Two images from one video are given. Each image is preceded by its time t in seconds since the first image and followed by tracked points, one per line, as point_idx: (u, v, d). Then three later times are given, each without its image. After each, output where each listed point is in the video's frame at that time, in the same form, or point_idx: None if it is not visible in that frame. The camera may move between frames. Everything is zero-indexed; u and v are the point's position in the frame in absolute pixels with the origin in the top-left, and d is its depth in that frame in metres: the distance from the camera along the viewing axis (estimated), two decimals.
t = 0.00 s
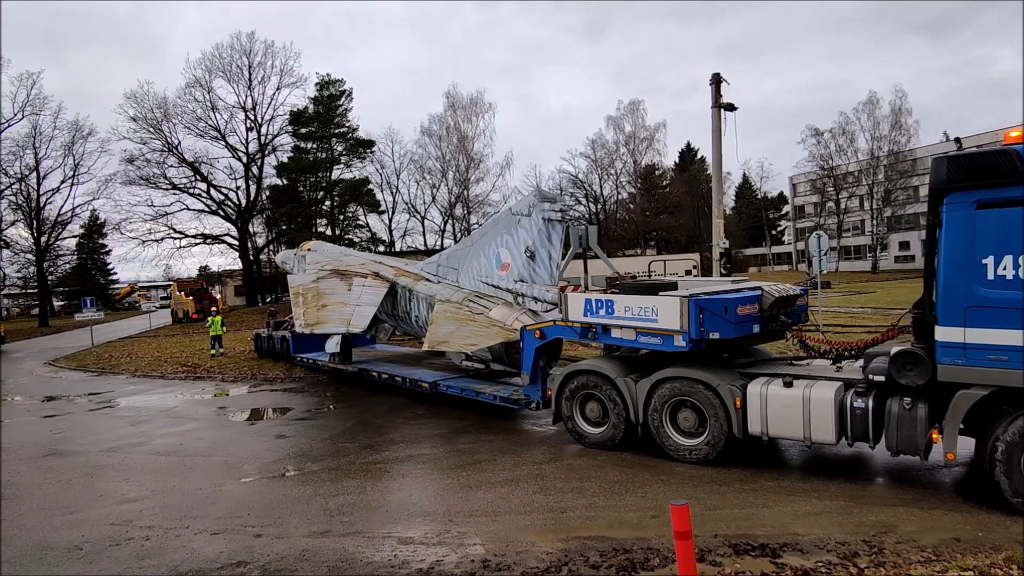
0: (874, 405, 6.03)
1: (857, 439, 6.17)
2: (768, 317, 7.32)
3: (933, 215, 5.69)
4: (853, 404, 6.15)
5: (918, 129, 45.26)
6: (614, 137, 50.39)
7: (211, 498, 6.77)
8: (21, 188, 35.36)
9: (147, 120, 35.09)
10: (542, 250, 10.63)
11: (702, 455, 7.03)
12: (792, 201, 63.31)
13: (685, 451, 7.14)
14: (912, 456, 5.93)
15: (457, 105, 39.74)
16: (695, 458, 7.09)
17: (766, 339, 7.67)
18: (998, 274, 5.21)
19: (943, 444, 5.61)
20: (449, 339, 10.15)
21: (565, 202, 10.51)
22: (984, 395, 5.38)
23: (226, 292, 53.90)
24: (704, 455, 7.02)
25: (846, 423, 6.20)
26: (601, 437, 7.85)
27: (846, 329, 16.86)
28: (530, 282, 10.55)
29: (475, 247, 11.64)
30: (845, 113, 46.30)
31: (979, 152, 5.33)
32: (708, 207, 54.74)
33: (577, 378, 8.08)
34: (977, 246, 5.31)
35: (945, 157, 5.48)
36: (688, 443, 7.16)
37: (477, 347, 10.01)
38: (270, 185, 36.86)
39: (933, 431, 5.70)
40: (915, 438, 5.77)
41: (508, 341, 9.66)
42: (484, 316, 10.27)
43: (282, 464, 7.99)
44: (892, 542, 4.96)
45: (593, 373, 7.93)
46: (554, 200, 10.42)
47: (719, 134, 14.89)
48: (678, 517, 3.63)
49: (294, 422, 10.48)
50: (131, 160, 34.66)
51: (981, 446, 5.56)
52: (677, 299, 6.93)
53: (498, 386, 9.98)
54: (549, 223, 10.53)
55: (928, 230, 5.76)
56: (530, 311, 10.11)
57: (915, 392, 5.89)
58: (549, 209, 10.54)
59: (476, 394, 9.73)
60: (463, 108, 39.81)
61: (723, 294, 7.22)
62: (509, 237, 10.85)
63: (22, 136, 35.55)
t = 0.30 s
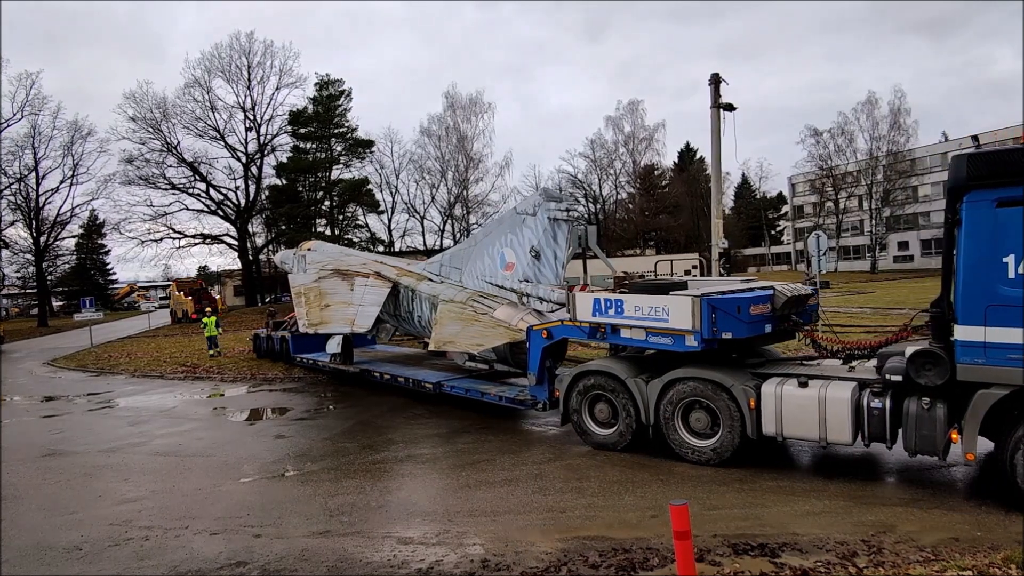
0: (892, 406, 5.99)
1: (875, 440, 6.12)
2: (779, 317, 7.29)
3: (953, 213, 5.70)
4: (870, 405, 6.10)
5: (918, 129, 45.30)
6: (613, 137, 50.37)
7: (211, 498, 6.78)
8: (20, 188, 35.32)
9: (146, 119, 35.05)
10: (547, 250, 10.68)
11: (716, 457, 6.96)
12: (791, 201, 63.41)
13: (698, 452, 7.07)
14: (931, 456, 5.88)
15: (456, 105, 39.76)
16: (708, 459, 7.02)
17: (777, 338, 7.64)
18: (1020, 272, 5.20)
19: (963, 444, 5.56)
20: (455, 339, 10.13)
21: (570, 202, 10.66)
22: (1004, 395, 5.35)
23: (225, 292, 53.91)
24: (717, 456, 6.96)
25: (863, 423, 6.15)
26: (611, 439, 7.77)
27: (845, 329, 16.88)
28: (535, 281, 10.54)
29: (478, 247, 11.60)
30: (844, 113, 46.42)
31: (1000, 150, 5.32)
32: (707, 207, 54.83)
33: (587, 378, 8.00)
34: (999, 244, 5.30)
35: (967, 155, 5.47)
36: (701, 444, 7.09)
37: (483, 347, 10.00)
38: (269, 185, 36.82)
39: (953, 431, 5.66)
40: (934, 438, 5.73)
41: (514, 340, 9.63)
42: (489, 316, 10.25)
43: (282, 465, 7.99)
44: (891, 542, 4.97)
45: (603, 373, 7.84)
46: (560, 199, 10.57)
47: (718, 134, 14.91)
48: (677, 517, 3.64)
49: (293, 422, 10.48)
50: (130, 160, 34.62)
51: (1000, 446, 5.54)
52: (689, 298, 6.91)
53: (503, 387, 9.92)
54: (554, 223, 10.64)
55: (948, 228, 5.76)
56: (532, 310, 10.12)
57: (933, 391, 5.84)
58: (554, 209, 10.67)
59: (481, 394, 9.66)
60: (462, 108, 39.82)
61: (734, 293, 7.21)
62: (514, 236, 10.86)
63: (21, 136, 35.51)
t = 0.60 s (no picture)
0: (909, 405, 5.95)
1: (893, 440, 6.09)
2: (791, 317, 7.25)
3: (972, 212, 5.66)
4: (886, 405, 6.06)
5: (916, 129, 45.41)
6: (613, 138, 50.34)
7: (210, 498, 6.78)
8: (19, 188, 35.26)
9: (145, 120, 35.00)
10: (551, 249, 10.70)
11: (731, 457, 6.89)
12: (790, 200, 63.41)
13: (713, 453, 7.01)
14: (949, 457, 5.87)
15: (455, 105, 39.75)
16: (723, 461, 6.96)
17: (788, 339, 7.59)
18: None
19: (983, 444, 5.54)
20: (460, 340, 10.08)
21: (576, 200, 10.61)
22: None
23: (224, 292, 53.92)
24: (732, 458, 6.90)
25: (880, 423, 6.12)
26: (622, 441, 7.66)
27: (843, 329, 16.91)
28: (540, 281, 10.56)
29: (482, 246, 11.61)
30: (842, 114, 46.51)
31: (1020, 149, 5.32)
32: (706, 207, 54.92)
33: (597, 380, 7.89)
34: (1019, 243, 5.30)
35: (985, 153, 5.47)
36: (714, 446, 7.02)
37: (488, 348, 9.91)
38: (268, 185, 36.78)
39: (972, 431, 5.63)
40: (952, 438, 5.71)
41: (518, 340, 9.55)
42: (493, 316, 10.19)
43: (281, 465, 7.99)
44: (890, 541, 4.97)
45: (614, 374, 7.75)
46: (565, 198, 10.51)
47: (717, 134, 14.92)
48: (676, 517, 3.64)
49: (293, 422, 10.48)
50: (128, 160, 34.52)
51: (1020, 447, 5.52)
52: (701, 298, 6.83)
53: (507, 387, 9.86)
54: (560, 222, 10.61)
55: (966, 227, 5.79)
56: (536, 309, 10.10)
57: (951, 392, 5.81)
58: (560, 208, 10.62)
59: (486, 395, 9.58)
60: (461, 108, 39.80)
61: (748, 292, 7.14)
62: (519, 236, 10.88)
63: (19, 136, 35.45)
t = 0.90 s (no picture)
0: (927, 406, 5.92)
1: (909, 441, 6.04)
2: (803, 316, 7.17)
3: (990, 210, 5.73)
4: (904, 405, 6.01)
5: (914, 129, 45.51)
6: (612, 138, 50.34)
7: (210, 498, 6.78)
8: (18, 188, 35.23)
9: (144, 120, 34.98)
10: (557, 249, 10.63)
11: (745, 459, 6.82)
12: (789, 201, 63.40)
13: (726, 455, 6.94)
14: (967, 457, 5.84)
15: (454, 105, 39.76)
16: (737, 462, 6.89)
17: (799, 339, 7.52)
18: None
19: (1002, 444, 5.52)
20: (466, 340, 10.02)
21: (582, 199, 10.53)
22: None
23: (223, 292, 53.93)
24: (746, 459, 6.83)
25: (896, 423, 6.07)
26: (632, 441, 7.57)
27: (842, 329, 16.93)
28: (545, 281, 10.55)
29: (486, 245, 11.61)
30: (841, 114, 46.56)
31: None
32: (705, 207, 55.11)
33: (606, 380, 7.79)
34: None
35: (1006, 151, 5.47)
36: (728, 447, 6.95)
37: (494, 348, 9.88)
38: (268, 185, 36.77)
39: (991, 432, 5.61)
40: (972, 439, 5.69)
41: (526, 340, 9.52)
42: (498, 316, 10.14)
43: (281, 465, 7.99)
44: (888, 541, 4.97)
45: (624, 374, 7.64)
46: (571, 197, 10.45)
47: (716, 134, 14.93)
48: (676, 517, 3.64)
49: (292, 422, 10.49)
50: (127, 160, 34.50)
51: None
52: (713, 298, 6.78)
53: (512, 388, 9.82)
54: (565, 222, 10.57)
55: (986, 226, 5.77)
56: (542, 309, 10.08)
57: (970, 392, 5.80)
58: (566, 207, 10.57)
59: (491, 396, 9.53)
60: (460, 108, 39.82)
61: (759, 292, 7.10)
62: (524, 235, 10.86)
63: (18, 136, 35.40)
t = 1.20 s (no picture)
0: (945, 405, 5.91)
1: (925, 441, 6.03)
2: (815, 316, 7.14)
3: (1010, 208, 5.67)
4: (922, 405, 5.99)
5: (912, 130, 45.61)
6: (611, 138, 50.33)
7: (208, 499, 6.78)
8: (16, 188, 35.20)
9: (142, 120, 34.96)
10: (562, 249, 10.75)
11: (760, 459, 6.76)
12: (788, 201, 63.42)
13: (739, 456, 6.88)
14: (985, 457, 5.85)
15: (453, 105, 39.76)
16: (751, 463, 6.83)
17: (810, 339, 7.48)
18: None
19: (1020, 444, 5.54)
20: (472, 340, 10.00)
21: (587, 199, 10.65)
22: None
23: (222, 292, 53.90)
24: (760, 461, 6.77)
25: (914, 423, 6.05)
26: (644, 443, 7.48)
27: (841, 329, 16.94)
28: (550, 280, 10.62)
29: (488, 245, 11.60)
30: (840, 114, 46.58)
31: None
32: (705, 207, 55.31)
33: (615, 381, 7.70)
34: None
35: None
36: (742, 448, 6.89)
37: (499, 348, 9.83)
38: (266, 185, 36.76)
39: (1010, 431, 5.63)
40: (991, 438, 5.71)
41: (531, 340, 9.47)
42: (503, 316, 10.09)
43: (280, 465, 7.99)
44: (887, 541, 4.98)
45: (635, 375, 7.56)
46: (577, 197, 10.55)
47: (715, 135, 14.94)
48: (674, 516, 3.64)
49: (291, 423, 10.49)
50: (126, 160, 34.48)
51: None
52: (725, 298, 6.73)
53: (518, 389, 9.73)
54: (571, 221, 10.68)
55: (1004, 223, 5.76)
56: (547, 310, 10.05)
57: (988, 391, 5.81)
58: (571, 207, 10.68)
59: (496, 397, 9.48)
60: (460, 109, 39.83)
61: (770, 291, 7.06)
62: (528, 235, 10.86)
63: (17, 136, 35.36)
